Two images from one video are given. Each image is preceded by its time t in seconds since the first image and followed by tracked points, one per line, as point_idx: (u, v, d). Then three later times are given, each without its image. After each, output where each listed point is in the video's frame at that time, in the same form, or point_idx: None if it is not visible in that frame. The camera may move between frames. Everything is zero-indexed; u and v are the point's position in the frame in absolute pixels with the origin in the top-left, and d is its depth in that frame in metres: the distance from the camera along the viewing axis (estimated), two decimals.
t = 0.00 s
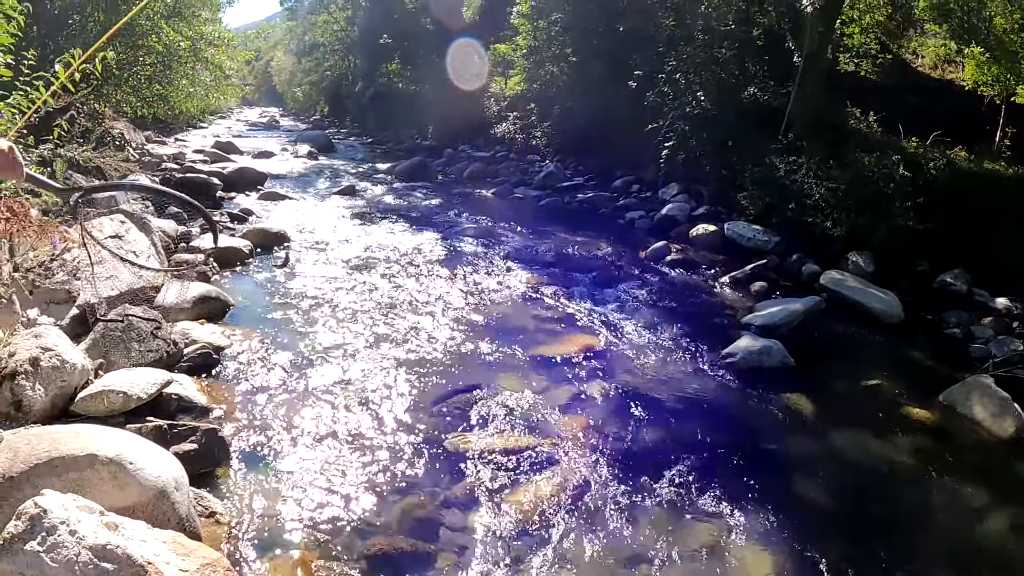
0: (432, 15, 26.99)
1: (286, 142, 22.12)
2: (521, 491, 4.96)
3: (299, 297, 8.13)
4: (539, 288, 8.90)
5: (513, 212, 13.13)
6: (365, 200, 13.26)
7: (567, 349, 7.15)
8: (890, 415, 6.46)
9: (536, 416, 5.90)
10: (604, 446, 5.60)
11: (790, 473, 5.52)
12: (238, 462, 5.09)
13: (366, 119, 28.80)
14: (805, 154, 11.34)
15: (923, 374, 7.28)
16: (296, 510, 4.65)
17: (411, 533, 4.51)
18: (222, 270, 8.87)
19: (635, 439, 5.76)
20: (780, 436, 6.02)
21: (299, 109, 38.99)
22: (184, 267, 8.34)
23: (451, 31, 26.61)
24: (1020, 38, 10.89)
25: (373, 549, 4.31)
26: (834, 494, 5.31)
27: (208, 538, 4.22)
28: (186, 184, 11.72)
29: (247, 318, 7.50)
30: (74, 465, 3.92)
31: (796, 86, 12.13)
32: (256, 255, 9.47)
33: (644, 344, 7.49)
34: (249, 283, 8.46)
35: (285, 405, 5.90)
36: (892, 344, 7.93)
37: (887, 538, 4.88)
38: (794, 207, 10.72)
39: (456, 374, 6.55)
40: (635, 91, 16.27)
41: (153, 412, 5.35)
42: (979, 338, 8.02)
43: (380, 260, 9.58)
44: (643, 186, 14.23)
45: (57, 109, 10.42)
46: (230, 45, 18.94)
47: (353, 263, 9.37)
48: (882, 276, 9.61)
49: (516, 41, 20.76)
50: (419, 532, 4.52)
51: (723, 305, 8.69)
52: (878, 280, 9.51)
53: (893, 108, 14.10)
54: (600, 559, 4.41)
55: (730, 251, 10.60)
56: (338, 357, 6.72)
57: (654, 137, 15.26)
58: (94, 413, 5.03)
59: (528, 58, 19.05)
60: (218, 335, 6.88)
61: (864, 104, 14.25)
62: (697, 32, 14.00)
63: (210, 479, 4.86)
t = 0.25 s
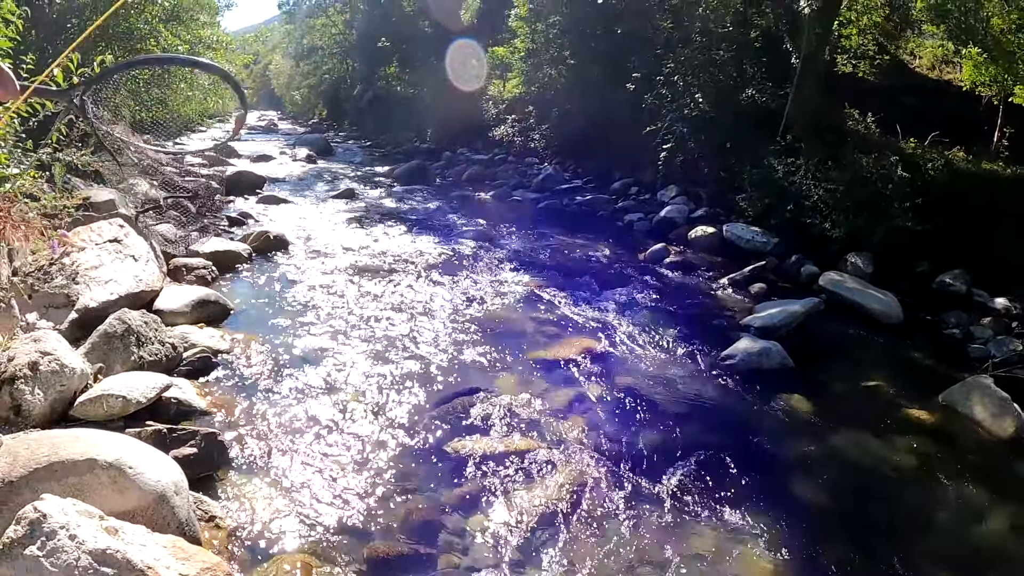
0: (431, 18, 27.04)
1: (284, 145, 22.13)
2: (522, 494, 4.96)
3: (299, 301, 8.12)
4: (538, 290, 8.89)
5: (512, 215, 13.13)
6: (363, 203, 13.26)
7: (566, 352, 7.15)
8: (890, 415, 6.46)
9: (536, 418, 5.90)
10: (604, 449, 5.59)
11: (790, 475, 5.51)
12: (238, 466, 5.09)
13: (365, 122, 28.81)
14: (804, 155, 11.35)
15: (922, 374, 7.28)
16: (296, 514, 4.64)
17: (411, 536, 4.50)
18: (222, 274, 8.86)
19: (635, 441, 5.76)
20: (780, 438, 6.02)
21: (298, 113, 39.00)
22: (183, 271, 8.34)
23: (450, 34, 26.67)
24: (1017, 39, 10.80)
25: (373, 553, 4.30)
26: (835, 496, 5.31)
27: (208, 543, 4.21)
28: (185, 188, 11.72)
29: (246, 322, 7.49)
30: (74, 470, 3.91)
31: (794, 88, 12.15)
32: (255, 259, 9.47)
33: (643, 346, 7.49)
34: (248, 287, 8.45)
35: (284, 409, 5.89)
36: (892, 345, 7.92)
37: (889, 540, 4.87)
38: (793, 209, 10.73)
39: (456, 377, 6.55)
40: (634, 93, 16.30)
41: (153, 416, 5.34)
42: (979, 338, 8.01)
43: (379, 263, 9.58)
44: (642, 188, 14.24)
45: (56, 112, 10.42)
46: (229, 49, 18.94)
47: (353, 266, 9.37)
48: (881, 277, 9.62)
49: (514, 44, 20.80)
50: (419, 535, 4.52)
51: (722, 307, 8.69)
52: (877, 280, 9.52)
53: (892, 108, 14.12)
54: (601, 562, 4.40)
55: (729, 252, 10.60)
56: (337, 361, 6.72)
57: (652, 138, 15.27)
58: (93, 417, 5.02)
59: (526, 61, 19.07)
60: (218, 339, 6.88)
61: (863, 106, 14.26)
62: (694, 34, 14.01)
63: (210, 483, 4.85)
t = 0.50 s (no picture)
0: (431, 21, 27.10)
1: (284, 147, 22.13)
2: (519, 497, 4.95)
3: (296, 303, 8.11)
4: (536, 294, 8.89)
5: (511, 218, 13.13)
6: (362, 205, 13.27)
7: (564, 355, 7.15)
8: (888, 420, 6.46)
9: (534, 422, 5.89)
10: (602, 453, 5.59)
11: (789, 480, 5.51)
12: (236, 469, 5.08)
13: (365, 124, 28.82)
14: (803, 160, 11.36)
15: (920, 379, 7.28)
16: (293, 517, 4.62)
17: (409, 540, 4.50)
18: (220, 275, 8.86)
19: (633, 446, 5.75)
20: (778, 442, 6.01)
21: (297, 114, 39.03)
22: (182, 272, 8.34)
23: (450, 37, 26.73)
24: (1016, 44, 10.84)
25: (370, 556, 4.29)
26: (833, 501, 5.30)
27: (205, 545, 4.20)
28: (184, 189, 11.72)
29: (244, 324, 7.48)
30: (71, 470, 3.91)
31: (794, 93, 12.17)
32: (254, 260, 9.47)
33: (641, 350, 7.48)
34: (246, 289, 8.44)
35: (281, 411, 5.88)
36: (890, 350, 7.92)
37: (887, 545, 4.86)
38: (792, 214, 10.74)
39: (454, 381, 6.54)
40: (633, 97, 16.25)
41: (150, 417, 5.33)
42: (977, 343, 8.02)
43: (378, 266, 9.57)
44: (641, 192, 14.25)
45: (56, 112, 10.41)
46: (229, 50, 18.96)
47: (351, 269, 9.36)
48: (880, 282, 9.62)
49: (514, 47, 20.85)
50: (416, 538, 4.51)
51: (720, 311, 8.69)
52: (876, 285, 9.52)
53: (891, 113, 14.15)
54: (598, 566, 4.39)
55: (728, 257, 10.61)
56: (334, 364, 6.71)
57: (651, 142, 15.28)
58: (90, 418, 5.01)
59: (526, 64, 19.12)
60: (216, 341, 6.87)
61: (862, 111, 14.27)
62: (694, 39, 14.03)
63: (207, 485, 4.84)
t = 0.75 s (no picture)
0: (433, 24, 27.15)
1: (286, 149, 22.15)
2: (520, 501, 4.95)
3: (297, 305, 8.11)
4: (537, 298, 8.89)
5: (513, 222, 13.13)
6: (364, 207, 13.29)
7: (565, 359, 7.15)
8: (889, 425, 6.46)
9: (534, 426, 5.89)
10: (602, 457, 5.59)
11: (789, 484, 5.51)
12: (236, 470, 5.08)
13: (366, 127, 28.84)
14: (804, 165, 11.37)
15: (921, 385, 7.28)
16: (294, 519, 4.63)
17: (409, 543, 4.49)
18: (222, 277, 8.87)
19: (634, 450, 5.75)
20: (778, 447, 6.01)
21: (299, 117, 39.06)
22: (184, 273, 8.36)
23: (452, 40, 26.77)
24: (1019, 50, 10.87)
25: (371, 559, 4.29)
26: (833, 506, 5.30)
27: (205, 546, 4.21)
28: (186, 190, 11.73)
29: (245, 326, 7.49)
30: (72, 470, 3.92)
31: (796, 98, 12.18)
32: (255, 262, 9.48)
33: (642, 354, 7.48)
34: (247, 291, 8.45)
35: (282, 413, 5.88)
36: (891, 355, 7.92)
37: (887, 550, 4.86)
38: (793, 218, 10.74)
39: (455, 384, 6.54)
40: (635, 101, 16.23)
41: (151, 417, 5.34)
42: (978, 349, 8.02)
43: (379, 268, 9.58)
44: (643, 196, 14.26)
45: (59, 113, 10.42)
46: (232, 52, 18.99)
47: (352, 271, 9.37)
48: (881, 287, 9.62)
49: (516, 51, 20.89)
50: (417, 541, 4.51)
51: (721, 316, 8.69)
52: (877, 290, 9.53)
53: (893, 118, 14.18)
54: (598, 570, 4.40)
55: (729, 261, 10.61)
56: (335, 366, 6.71)
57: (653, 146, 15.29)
58: (92, 418, 5.02)
59: (528, 68, 19.15)
60: (217, 342, 6.88)
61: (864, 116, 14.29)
62: (696, 43, 14.04)
63: (207, 486, 4.84)
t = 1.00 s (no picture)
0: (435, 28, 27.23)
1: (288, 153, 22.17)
2: (522, 505, 4.95)
3: (300, 309, 8.13)
4: (538, 302, 8.90)
5: (515, 226, 13.14)
6: (366, 211, 13.31)
7: (567, 364, 7.16)
8: (890, 429, 6.46)
9: (537, 430, 5.90)
10: (604, 461, 5.59)
11: (790, 488, 5.51)
12: (238, 475, 5.09)
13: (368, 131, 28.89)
14: (806, 169, 11.39)
15: (923, 389, 7.28)
16: (295, 523, 4.63)
17: (411, 547, 4.49)
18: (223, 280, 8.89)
19: (636, 454, 5.75)
20: (780, 451, 6.01)
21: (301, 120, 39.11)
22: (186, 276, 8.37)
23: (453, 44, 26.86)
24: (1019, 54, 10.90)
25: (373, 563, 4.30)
26: (835, 510, 5.30)
27: (207, 549, 4.21)
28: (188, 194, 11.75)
29: (248, 331, 7.50)
30: (74, 473, 3.92)
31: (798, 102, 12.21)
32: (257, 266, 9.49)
33: (644, 358, 7.49)
34: (249, 295, 8.47)
35: (284, 417, 5.89)
36: (892, 359, 7.92)
37: (888, 554, 4.86)
38: (795, 222, 10.75)
39: (457, 388, 6.55)
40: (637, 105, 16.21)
41: (153, 421, 5.35)
42: (980, 352, 8.02)
43: (381, 272, 9.60)
44: (644, 200, 14.27)
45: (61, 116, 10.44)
46: (234, 56, 19.03)
47: (354, 275, 9.39)
48: (882, 291, 9.62)
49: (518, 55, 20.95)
50: (419, 545, 4.51)
51: (723, 320, 8.70)
52: (879, 294, 9.53)
53: (895, 122, 14.26)
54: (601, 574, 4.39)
55: (731, 265, 10.62)
56: (337, 370, 6.73)
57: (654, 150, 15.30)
58: (94, 421, 5.03)
59: (530, 72, 19.20)
60: (219, 346, 6.89)
61: (866, 119, 14.38)
62: (698, 47, 14.07)
63: (209, 490, 4.85)
